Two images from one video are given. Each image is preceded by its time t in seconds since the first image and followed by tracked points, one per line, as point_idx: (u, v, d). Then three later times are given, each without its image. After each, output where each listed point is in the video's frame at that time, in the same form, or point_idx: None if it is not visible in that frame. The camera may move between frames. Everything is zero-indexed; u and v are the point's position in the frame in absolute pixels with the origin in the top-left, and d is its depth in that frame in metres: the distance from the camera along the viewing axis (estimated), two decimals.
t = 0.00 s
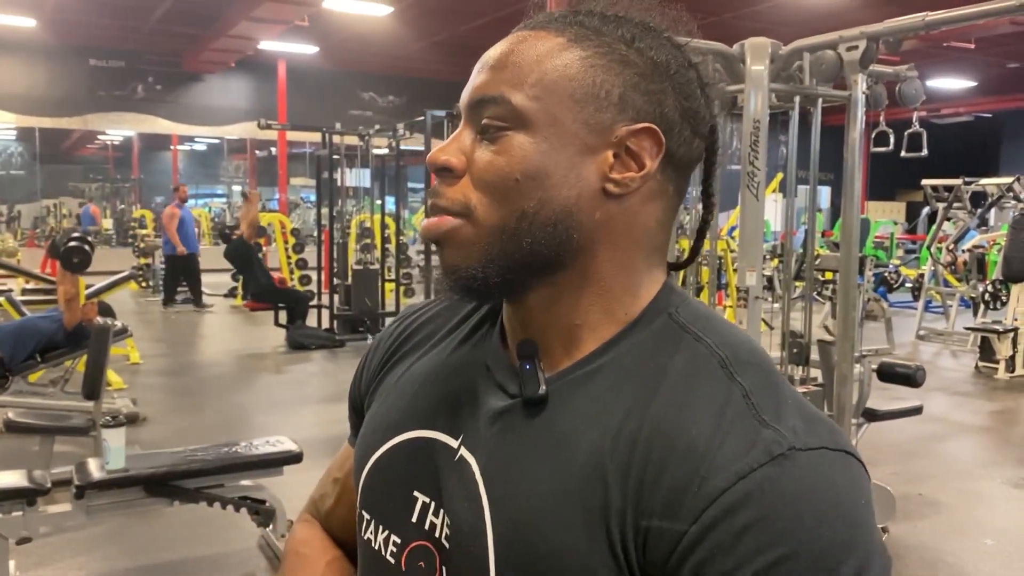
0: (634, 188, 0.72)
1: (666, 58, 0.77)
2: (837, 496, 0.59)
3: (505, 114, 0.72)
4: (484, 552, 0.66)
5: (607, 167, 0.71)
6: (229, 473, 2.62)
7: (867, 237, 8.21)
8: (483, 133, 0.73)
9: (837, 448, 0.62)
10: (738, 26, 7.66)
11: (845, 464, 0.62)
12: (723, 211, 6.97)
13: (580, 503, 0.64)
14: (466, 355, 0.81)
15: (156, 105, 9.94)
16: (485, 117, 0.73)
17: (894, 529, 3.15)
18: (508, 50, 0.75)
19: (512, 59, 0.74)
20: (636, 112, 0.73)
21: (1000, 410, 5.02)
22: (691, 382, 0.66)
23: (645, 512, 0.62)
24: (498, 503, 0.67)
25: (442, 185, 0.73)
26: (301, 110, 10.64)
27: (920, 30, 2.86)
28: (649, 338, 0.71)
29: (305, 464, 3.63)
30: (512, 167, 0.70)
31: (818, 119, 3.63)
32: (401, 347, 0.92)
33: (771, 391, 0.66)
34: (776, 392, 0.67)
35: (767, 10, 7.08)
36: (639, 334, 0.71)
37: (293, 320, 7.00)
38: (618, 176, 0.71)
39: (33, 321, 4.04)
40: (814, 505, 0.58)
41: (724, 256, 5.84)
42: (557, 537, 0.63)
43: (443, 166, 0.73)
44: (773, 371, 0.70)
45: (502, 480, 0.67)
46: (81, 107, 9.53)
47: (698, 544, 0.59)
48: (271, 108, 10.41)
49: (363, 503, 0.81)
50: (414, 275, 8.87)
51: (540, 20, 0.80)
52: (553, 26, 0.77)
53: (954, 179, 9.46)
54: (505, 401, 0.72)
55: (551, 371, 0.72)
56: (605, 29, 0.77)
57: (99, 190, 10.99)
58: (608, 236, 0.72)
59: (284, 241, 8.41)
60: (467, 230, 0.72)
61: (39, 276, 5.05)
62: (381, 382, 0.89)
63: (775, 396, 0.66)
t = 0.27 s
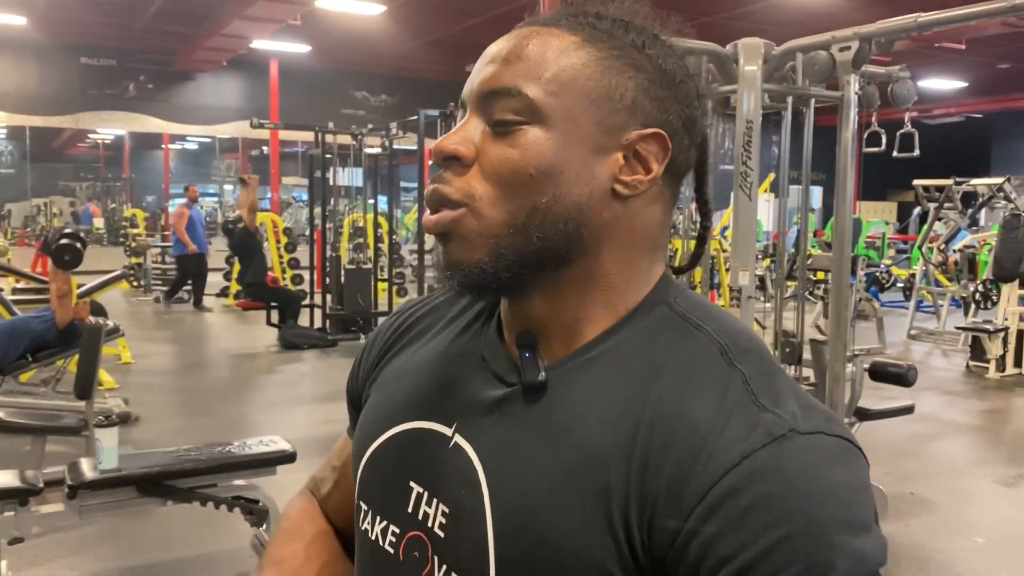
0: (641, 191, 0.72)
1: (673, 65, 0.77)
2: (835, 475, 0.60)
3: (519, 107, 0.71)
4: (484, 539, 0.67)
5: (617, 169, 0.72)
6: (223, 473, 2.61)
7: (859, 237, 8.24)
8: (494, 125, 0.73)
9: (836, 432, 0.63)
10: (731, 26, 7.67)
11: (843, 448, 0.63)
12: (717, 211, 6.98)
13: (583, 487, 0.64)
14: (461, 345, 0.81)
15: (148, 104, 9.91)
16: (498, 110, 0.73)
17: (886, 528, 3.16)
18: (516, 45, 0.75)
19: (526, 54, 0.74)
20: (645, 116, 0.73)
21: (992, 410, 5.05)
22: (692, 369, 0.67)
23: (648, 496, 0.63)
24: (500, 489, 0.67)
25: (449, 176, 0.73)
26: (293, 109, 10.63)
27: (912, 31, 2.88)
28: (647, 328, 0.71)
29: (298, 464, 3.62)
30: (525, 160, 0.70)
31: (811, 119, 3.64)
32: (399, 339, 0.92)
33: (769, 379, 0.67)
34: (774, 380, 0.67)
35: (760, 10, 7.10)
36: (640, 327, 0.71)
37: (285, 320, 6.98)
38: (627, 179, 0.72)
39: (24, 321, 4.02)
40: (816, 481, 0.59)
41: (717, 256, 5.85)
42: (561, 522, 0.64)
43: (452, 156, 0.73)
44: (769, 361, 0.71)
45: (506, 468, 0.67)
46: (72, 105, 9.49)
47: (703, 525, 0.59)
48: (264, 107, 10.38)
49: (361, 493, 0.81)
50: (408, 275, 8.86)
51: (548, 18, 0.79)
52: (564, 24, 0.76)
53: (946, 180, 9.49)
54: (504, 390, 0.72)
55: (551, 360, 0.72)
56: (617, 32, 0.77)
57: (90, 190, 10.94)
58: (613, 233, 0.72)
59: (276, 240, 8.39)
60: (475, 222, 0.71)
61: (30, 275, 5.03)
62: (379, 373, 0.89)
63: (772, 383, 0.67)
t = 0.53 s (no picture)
0: (643, 205, 0.74)
1: (675, 71, 0.78)
2: (832, 457, 0.61)
3: (529, 116, 0.71)
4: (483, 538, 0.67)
5: (625, 184, 0.72)
6: (214, 473, 2.60)
7: (848, 236, 8.28)
8: (503, 132, 0.72)
9: (830, 420, 0.65)
10: (721, 26, 7.70)
11: (838, 436, 0.64)
12: (707, 210, 7.00)
13: (585, 484, 0.64)
14: (454, 342, 0.80)
15: (137, 102, 9.87)
16: (508, 115, 0.72)
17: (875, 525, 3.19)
18: (522, 44, 0.73)
19: (536, 55, 0.72)
20: (651, 129, 0.74)
21: (980, 408, 5.08)
22: (688, 364, 0.67)
23: (653, 492, 0.63)
24: (501, 489, 0.67)
25: (454, 180, 0.72)
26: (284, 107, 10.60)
27: (903, 31, 2.90)
28: (643, 324, 0.72)
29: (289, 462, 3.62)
30: (538, 173, 0.70)
31: (801, 119, 3.66)
32: (389, 335, 0.91)
33: (763, 372, 0.68)
34: (768, 374, 0.69)
35: (750, 10, 7.12)
36: (638, 326, 0.72)
37: (276, 319, 6.97)
38: (631, 192, 0.73)
39: (13, 320, 3.99)
40: (818, 465, 0.60)
41: (707, 254, 5.87)
42: (566, 520, 0.64)
43: (458, 160, 0.72)
44: (761, 354, 0.73)
45: (507, 468, 0.68)
46: (60, 103, 9.44)
47: (711, 518, 0.60)
48: (254, 105, 10.35)
49: (355, 491, 0.81)
50: (399, 273, 8.86)
51: (552, 12, 0.78)
52: (574, 24, 0.75)
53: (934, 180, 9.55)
54: (499, 388, 0.72)
55: (549, 361, 0.72)
56: (627, 35, 0.75)
57: (78, 188, 10.89)
58: (613, 240, 0.73)
59: (266, 239, 8.37)
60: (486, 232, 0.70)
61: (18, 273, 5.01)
62: (371, 370, 0.88)
63: (767, 378, 0.68)
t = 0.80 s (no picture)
0: (641, 211, 0.74)
1: (675, 74, 0.78)
2: (824, 455, 0.62)
3: (533, 121, 0.70)
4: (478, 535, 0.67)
5: (625, 190, 0.73)
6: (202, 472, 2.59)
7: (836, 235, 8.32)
8: (505, 136, 0.71)
9: (819, 419, 0.66)
10: (710, 24, 7.70)
11: (828, 435, 0.65)
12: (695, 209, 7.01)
13: (581, 483, 0.64)
14: (447, 340, 0.80)
15: (123, 99, 9.81)
16: (509, 119, 0.71)
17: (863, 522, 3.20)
18: (524, 43, 0.72)
19: (540, 55, 0.71)
20: (653, 136, 0.74)
21: (966, 405, 5.11)
22: (684, 364, 0.68)
23: (649, 491, 0.63)
24: (496, 490, 0.67)
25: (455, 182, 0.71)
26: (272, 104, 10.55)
27: (892, 30, 2.91)
28: (638, 323, 0.72)
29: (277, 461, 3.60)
30: (541, 180, 0.69)
31: (790, 118, 3.67)
32: (378, 332, 0.90)
33: (755, 370, 0.69)
34: (760, 373, 0.69)
35: (739, 9, 7.13)
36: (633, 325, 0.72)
37: (264, 317, 6.94)
38: (630, 197, 0.73)
39: None
40: (813, 463, 0.61)
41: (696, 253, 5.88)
42: (562, 521, 0.64)
43: (459, 163, 0.71)
44: (752, 353, 0.73)
45: (501, 467, 0.68)
46: (46, 99, 9.36)
47: (708, 517, 0.60)
48: (242, 102, 10.29)
49: (347, 488, 0.81)
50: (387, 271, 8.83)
51: (555, 8, 0.77)
52: (580, 24, 0.73)
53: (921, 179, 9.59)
54: (491, 387, 0.72)
55: (543, 360, 0.72)
56: (630, 37, 0.75)
57: (64, 185, 10.81)
58: (610, 244, 0.73)
59: (254, 236, 8.33)
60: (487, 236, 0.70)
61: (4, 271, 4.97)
62: (361, 368, 0.88)
63: (760, 377, 0.69)
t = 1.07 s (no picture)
0: (642, 219, 0.75)
1: (683, 80, 0.78)
2: (818, 459, 0.63)
3: (541, 129, 0.70)
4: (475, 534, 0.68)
5: (629, 198, 0.73)
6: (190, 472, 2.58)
7: (823, 234, 8.36)
8: (514, 143, 0.71)
9: (814, 424, 0.67)
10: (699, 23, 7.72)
11: (822, 439, 0.66)
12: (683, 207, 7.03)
13: (579, 485, 0.65)
14: (445, 340, 0.80)
15: (109, 95, 9.75)
16: (518, 125, 0.71)
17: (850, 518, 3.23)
18: (534, 46, 0.73)
19: (550, 60, 0.71)
20: (659, 143, 0.74)
21: (952, 402, 5.15)
22: (681, 367, 0.68)
23: (646, 494, 0.63)
24: (493, 491, 0.68)
25: (461, 187, 0.71)
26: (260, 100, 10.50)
27: (879, 30, 2.93)
28: (637, 325, 0.73)
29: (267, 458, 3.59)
30: (548, 187, 0.70)
31: (778, 117, 3.69)
32: (374, 329, 0.90)
33: (750, 374, 0.70)
34: (754, 376, 0.70)
35: (728, 8, 7.15)
36: (627, 328, 0.73)
37: (251, 314, 6.92)
38: (632, 203, 0.73)
39: None
40: (809, 466, 0.62)
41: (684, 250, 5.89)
42: (559, 521, 0.64)
43: (465, 167, 0.71)
44: (749, 357, 0.74)
45: (499, 467, 0.68)
46: (31, 95, 9.28)
47: (705, 521, 0.61)
48: (230, 98, 10.24)
49: (340, 486, 0.81)
50: (376, 269, 8.83)
51: (566, 11, 0.77)
52: (592, 29, 0.74)
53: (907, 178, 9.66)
54: (488, 388, 0.73)
55: (539, 360, 0.72)
56: (641, 43, 0.75)
57: (50, 181, 10.73)
58: (612, 251, 0.74)
59: (242, 234, 8.31)
60: (489, 241, 0.70)
61: None
62: (354, 365, 0.88)
63: (755, 381, 0.69)
